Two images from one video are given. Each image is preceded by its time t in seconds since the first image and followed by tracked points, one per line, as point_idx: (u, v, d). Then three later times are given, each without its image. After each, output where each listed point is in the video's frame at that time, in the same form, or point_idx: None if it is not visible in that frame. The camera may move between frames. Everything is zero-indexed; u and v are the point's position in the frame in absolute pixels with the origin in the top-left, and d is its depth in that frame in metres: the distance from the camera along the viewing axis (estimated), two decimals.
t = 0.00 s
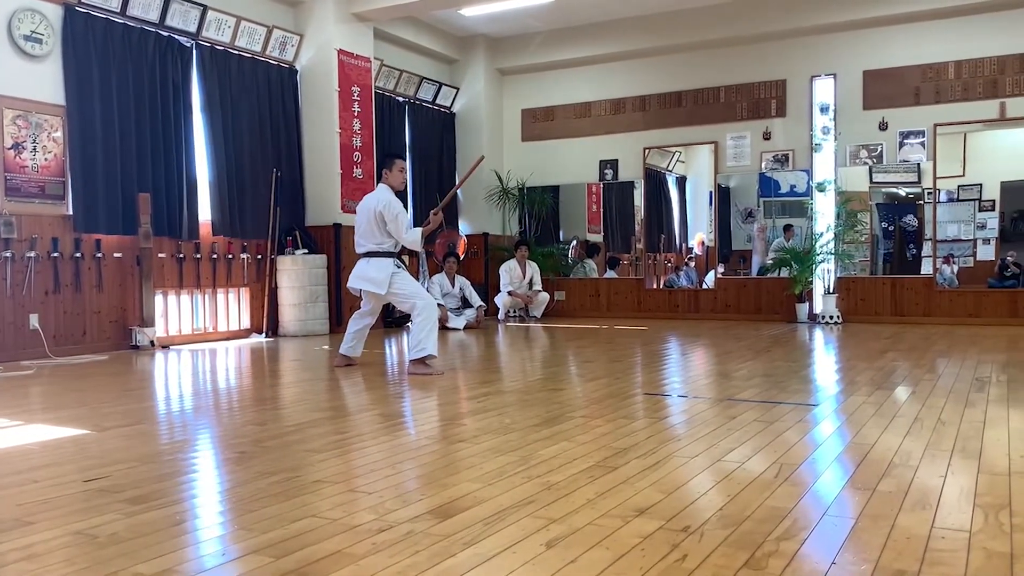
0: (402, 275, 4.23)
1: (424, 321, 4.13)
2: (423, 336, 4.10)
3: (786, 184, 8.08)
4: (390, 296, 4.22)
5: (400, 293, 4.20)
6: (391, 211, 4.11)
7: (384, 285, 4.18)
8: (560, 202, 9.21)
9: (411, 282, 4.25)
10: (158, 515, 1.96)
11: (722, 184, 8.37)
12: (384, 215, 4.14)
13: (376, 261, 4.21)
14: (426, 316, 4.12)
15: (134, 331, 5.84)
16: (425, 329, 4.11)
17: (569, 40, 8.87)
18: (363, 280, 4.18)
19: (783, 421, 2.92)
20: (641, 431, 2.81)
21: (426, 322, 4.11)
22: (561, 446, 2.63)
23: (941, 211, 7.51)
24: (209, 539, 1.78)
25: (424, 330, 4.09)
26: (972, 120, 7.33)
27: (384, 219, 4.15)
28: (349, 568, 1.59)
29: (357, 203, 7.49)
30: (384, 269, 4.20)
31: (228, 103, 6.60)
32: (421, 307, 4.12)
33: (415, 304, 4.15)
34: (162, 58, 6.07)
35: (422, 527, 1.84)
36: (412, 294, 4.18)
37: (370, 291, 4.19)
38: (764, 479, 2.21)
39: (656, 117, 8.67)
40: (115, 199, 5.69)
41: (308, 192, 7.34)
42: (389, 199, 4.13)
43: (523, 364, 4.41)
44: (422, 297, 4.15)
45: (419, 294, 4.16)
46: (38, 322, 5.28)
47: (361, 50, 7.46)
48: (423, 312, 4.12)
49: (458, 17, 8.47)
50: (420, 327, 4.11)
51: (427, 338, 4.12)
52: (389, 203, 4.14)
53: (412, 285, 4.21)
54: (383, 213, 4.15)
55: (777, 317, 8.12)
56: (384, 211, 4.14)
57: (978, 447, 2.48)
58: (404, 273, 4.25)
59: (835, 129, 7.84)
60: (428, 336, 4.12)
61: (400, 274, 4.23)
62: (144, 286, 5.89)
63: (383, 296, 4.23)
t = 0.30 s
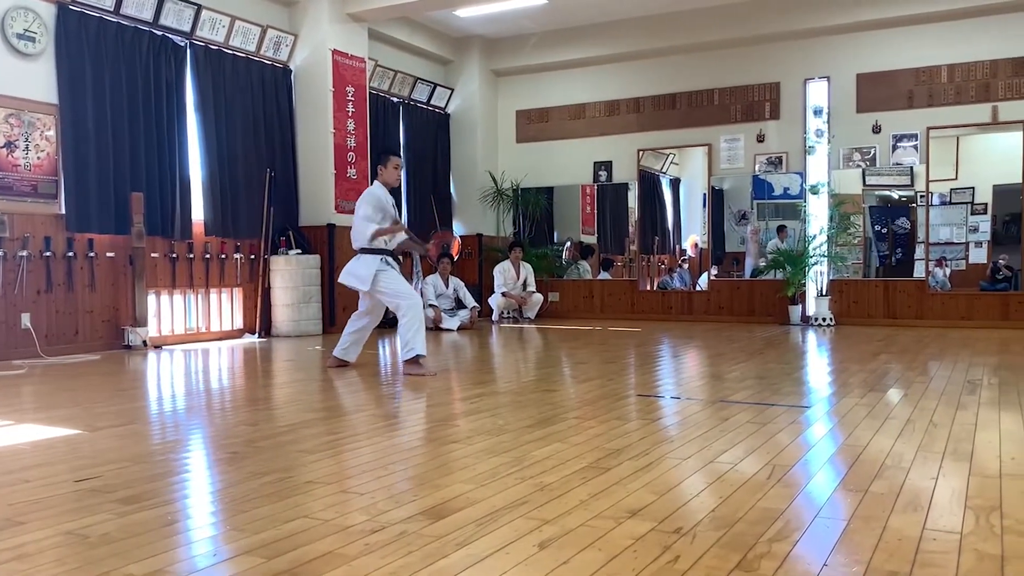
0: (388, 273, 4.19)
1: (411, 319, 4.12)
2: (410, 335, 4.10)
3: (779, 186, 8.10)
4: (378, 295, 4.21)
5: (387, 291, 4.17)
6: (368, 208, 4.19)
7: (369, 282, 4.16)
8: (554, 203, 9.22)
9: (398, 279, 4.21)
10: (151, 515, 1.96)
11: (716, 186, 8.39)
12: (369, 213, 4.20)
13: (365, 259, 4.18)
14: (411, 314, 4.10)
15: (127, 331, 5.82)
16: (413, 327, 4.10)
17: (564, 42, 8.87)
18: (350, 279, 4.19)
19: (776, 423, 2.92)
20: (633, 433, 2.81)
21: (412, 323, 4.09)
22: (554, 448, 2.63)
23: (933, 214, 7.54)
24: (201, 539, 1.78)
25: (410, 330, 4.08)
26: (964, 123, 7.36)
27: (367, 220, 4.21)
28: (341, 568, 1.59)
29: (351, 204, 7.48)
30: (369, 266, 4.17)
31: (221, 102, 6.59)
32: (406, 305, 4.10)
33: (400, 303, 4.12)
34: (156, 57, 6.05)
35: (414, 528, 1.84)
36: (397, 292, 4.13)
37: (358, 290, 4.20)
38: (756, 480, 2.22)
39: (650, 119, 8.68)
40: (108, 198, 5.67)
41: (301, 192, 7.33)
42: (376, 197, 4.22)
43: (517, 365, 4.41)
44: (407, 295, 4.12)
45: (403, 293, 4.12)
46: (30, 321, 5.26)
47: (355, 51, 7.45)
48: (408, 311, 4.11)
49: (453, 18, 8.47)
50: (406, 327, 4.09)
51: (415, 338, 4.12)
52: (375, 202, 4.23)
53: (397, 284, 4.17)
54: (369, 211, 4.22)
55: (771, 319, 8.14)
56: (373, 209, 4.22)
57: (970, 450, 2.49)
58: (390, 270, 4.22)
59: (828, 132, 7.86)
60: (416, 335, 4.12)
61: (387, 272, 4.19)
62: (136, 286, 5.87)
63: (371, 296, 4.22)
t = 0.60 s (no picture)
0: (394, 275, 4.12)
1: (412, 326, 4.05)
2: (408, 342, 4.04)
3: (773, 188, 8.12)
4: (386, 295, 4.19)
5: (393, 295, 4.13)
6: (361, 206, 4.16)
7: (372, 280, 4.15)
8: (548, 204, 9.22)
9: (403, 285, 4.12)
10: (142, 515, 1.95)
11: (710, 188, 8.40)
12: (366, 212, 4.17)
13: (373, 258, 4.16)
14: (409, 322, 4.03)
15: (119, 331, 5.80)
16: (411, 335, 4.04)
17: (559, 43, 8.88)
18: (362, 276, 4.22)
19: (769, 425, 2.93)
20: (626, 434, 2.82)
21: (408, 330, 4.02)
22: (547, 449, 2.63)
23: (926, 217, 7.56)
24: (192, 540, 1.77)
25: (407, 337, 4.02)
26: (957, 126, 7.39)
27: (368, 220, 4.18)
28: (333, 569, 1.59)
29: (344, 204, 7.47)
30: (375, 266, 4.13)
31: (215, 102, 6.58)
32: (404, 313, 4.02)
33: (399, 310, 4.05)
34: (149, 56, 6.04)
35: (406, 529, 1.84)
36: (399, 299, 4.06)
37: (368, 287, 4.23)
38: (749, 482, 2.22)
39: (644, 120, 8.69)
40: (100, 196, 5.65)
41: (295, 192, 7.32)
42: (374, 195, 4.19)
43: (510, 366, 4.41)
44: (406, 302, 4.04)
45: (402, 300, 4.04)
46: (22, 321, 5.23)
47: (350, 51, 7.45)
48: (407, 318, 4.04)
49: (447, 18, 8.48)
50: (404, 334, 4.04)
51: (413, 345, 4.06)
52: (372, 200, 4.19)
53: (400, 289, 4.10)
54: (367, 211, 4.19)
55: (764, 321, 8.16)
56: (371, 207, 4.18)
57: (961, 452, 2.50)
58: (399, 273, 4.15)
59: (822, 135, 7.88)
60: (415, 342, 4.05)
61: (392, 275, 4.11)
62: (129, 285, 5.85)
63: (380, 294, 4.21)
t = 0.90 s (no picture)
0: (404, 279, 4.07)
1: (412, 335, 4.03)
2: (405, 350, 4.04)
3: (766, 189, 8.14)
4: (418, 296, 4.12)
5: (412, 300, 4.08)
6: (372, 201, 4.08)
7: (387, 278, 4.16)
8: (541, 204, 9.23)
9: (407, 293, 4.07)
10: (134, 514, 1.94)
11: (703, 188, 8.42)
12: (375, 208, 4.09)
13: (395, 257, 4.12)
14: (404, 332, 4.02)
15: (111, 329, 5.78)
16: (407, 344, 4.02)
17: (553, 43, 8.89)
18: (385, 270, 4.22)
19: (761, 424, 2.93)
20: (619, 433, 2.82)
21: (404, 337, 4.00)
22: (540, 448, 2.63)
23: (918, 218, 7.60)
24: (184, 539, 1.77)
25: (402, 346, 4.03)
26: (949, 127, 7.42)
27: (378, 216, 4.11)
28: (325, 569, 1.58)
29: (337, 203, 7.45)
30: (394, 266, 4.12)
31: (207, 100, 6.56)
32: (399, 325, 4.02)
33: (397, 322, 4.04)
34: (142, 55, 6.02)
35: (398, 528, 1.83)
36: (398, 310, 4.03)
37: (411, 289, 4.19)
38: (741, 481, 2.22)
39: (638, 121, 8.70)
40: (92, 195, 5.62)
41: (287, 191, 7.30)
42: (384, 189, 4.09)
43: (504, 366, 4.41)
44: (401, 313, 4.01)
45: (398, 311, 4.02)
46: (12, 319, 5.21)
47: (343, 49, 7.44)
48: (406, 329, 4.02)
49: (441, 18, 8.47)
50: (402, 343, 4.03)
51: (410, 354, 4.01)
52: (382, 194, 4.10)
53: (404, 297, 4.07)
54: (378, 206, 4.11)
55: (756, 321, 8.17)
56: (381, 202, 4.10)
57: (952, 451, 2.51)
58: (412, 274, 4.07)
59: (814, 135, 7.90)
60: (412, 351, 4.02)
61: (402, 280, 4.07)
62: (121, 284, 5.83)
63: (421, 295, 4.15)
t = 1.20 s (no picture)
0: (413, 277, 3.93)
1: (414, 337, 3.97)
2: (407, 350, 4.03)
3: (758, 188, 8.16)
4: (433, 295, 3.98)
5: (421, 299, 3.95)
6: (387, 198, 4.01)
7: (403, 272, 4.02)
8: (534, 203, 9.23)
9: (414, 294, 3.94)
10: (124, 514, 1.93)
11: (695, 188, 8.43)
12: (392, 205, 4.02)
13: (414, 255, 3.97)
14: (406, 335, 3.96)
15: (101, 328, 5.76)
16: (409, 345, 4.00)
17: (546, 42, 8.88)
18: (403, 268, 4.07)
19: (752, 423, 2.94)
20: (610, 432, 2.82)
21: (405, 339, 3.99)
22: (532, 447, 2.63)
23: (909, 217, 7.63)
24: (175, 538, 1.76)
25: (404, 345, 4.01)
26: (940, 127, 7.45)
27: (395, 213, 4.04)
28: (314, 568, 1.58)
29: (329, 201, 7.44)
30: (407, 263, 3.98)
31: (199, 98, 6.54)
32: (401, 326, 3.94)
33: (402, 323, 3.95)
34: (133, 52, 5.99)
35: (389, 527, 1.83)
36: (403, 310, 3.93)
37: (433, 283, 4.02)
38: (732, 480, 2.23)
39: (630, 120, 8.71)
40: (83, 193, 5.59)
41: (280, 189, 7.28)
42: (400, 187, 4.01)
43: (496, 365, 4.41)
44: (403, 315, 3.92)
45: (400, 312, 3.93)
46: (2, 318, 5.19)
47: (335, 48, 7.42)
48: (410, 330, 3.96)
49: (434, 16, 8.46)
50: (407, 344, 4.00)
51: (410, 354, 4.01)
52: (398, 192, 4.02)
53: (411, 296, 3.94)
54: (395, 204, 4.04)
55: (748, 320, 8.19)
56: (397, 200, 4.01)
57: (942, 450, 2.52)
58: (421, 273, 3.93)
59: (806, 135, 7.93)
60: (412, 352, 4.01)
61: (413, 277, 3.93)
62: (112, 282, 5.81)
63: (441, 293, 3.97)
